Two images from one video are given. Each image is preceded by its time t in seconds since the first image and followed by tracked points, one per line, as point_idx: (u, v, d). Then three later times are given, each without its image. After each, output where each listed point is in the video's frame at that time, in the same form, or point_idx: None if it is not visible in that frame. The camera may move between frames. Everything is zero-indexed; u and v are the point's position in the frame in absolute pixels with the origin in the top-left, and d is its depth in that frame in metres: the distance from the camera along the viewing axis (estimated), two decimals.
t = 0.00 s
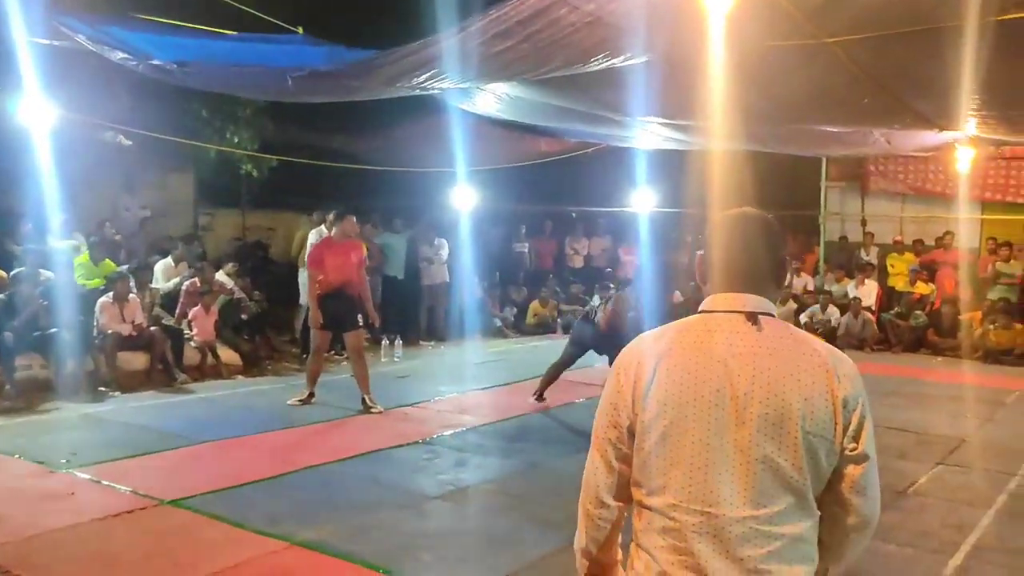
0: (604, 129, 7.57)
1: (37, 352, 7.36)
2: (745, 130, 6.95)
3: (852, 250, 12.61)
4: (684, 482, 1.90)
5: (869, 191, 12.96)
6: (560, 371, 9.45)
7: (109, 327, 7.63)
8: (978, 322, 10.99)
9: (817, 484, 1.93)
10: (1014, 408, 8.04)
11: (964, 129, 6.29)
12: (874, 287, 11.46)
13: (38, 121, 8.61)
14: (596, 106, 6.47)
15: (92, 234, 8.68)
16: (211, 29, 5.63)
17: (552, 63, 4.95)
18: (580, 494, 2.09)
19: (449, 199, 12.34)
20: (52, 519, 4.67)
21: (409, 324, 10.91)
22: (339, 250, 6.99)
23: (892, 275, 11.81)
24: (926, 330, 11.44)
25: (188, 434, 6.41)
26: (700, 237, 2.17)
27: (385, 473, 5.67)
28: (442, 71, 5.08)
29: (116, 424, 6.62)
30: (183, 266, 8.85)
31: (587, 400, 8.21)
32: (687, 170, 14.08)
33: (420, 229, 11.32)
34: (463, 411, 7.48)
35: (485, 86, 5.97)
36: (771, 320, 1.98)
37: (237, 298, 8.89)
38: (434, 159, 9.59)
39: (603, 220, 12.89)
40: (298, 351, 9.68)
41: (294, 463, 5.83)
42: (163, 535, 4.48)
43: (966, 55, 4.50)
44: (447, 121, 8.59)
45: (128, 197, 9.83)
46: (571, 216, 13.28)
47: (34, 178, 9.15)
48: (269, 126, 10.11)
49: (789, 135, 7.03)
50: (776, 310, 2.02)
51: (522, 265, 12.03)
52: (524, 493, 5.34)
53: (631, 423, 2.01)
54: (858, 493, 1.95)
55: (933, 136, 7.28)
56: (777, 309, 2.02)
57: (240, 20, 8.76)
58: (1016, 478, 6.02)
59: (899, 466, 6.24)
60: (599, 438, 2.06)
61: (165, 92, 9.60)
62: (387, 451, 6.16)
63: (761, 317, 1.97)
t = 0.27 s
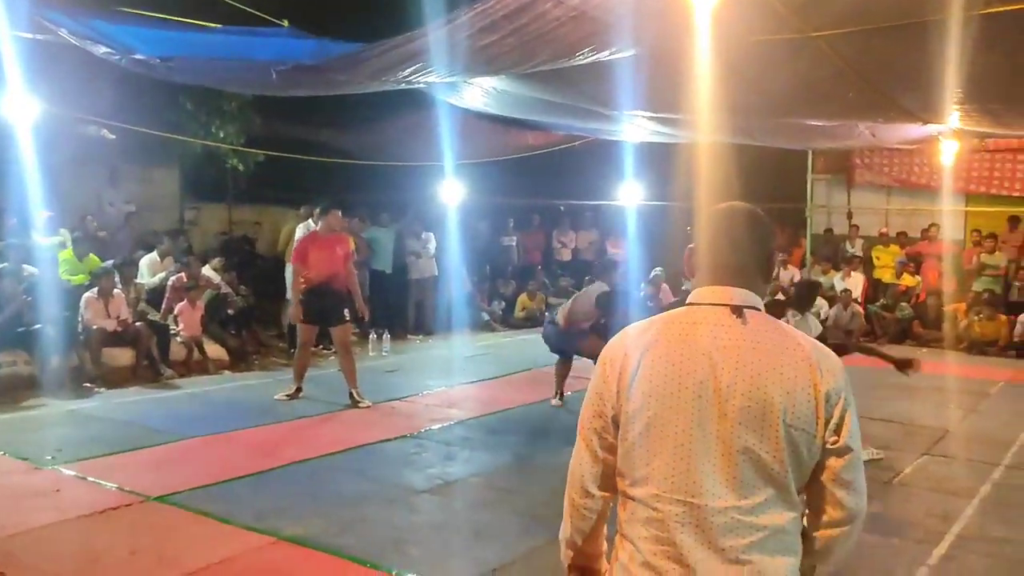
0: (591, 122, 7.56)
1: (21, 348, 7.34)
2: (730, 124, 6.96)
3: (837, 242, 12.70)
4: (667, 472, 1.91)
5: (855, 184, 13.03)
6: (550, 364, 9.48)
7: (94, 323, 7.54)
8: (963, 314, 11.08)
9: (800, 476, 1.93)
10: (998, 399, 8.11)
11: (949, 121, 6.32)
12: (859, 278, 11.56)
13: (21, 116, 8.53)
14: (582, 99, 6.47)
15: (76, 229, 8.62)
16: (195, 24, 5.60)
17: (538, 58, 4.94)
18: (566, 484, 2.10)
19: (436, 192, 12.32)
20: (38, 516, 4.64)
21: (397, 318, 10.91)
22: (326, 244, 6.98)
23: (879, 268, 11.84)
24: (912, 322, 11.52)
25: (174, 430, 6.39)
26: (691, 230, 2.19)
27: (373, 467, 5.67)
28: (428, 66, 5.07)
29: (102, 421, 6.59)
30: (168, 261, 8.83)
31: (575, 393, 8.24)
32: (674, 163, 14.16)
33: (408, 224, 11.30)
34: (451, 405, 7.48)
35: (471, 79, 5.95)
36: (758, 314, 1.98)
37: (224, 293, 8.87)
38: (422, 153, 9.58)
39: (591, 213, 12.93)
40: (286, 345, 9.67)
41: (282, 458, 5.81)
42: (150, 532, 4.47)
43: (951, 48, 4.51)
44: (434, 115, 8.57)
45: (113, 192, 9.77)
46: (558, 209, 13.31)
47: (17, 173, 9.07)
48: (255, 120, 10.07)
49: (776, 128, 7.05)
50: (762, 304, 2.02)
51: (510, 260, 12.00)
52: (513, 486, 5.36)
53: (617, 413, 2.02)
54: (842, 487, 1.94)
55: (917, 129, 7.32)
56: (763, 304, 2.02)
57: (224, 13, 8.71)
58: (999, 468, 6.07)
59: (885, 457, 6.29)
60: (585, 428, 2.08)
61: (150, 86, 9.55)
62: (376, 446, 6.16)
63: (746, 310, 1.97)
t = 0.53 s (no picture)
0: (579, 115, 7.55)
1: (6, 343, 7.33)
2: (717, 117, 6.98)
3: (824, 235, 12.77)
4: (651, 459, 1.91)
5: (842, 176, 13.10)
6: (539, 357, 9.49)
7: (80, 318, 7.57)
8: (948, 305, 11.21)
9: (782, 465, 1.93)
10: (983, 389, 8.18)
11: (933, 114, 6.36)
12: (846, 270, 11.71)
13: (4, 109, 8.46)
14: (569, 92, 6.46)
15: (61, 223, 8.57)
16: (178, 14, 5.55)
17: (525, 50, 4.92)
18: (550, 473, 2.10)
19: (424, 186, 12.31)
20: (24, 512, 4.62)
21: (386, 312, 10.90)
22: (313, 237, 6.95)
23: (866, 260, 11.92)
24: (898, 314, 11.60)
25: (161, 425, 6.36)
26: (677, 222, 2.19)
27: (362, 461, 5.66)
28: (415, 58, 5.05)
29: (89, 416, 6.55)
30: (155, 256, 8.76)
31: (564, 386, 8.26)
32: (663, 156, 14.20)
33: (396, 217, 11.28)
34: (440, 398, 7.48)
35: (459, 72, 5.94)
36: (742, 303, 1.98)
37: (211, 288, 8.84)
38: (409, 146, 9.56)
39: (579, 206, 12.96)
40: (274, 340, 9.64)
41: (271, 452, 5.80)
42: (138, 527, 4.45)
43: (936, 41, 4.55)
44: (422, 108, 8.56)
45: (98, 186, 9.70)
46: (547, 202, 13.33)
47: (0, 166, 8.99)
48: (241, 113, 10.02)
49: (762, 121, 7.07)
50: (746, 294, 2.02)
51: (500, 253, 12.09)
52: (501, 479, 5.37)
53: (601, 402, 2.03)
54: (824, 475, 1.94)
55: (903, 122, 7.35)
56: (748, 295, 2.02)
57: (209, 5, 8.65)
58: (983, 457, 6.13)
59: (871, 447, 6.33)
60: (570, 417, 2.08)
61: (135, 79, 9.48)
62: (364, 440, 6.15)
63: (730, 299, 1.97)
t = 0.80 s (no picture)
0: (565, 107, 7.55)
1: None
2: (702, 108, 7.00)
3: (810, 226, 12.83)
4: (627, 447, 1.92)
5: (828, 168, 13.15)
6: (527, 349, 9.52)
7: (65, 313, 7.47)
8: (933, 297, 11.28)
9: (755, 452, 1.95)
10: (967, 379, 8.25)
11: (918, 106, 6.39)
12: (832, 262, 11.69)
13: None
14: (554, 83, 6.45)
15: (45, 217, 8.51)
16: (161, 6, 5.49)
17: (510, 41, 4.90)
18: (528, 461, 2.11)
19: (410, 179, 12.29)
20: (10, 506, 4.61)
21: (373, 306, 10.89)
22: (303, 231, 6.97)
23: (852, 252, 11.82)
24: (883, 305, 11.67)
25: (148, 419, 6.34)
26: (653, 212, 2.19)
27: (350, 454, 5.67)
28: (401, 49, 5.03)
29: (75, 410, 6.53)
30: (140, 250, 8.71)
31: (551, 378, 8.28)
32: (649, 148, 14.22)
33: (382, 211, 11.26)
34: (428, 391, 7.49)
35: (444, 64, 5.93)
36: (717, 294, 1.98)
37: (198, 282, 8.81)
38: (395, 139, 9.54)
39: (566, 199, 12.97)
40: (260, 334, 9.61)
41: (258, 446, 5.79)
42: (125, 521, 4.44)
43: (919, 32, 4.56)
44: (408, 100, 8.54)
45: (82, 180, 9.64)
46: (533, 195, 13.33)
47: None
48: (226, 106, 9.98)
49: (747, 113, 7.09)
50: (723, 284, 2.03)
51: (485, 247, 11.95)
52: (489, 471, 5.38)
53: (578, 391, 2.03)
54: (798, 463, 1.96)
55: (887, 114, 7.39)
56: (724, 285, 2.03)
57: None
58: (967, 448, 6.18)
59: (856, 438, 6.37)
60: (548, 405, 2.09)
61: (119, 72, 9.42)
62: (352, 433, 6.15)
63: (706, 289, 1.98)
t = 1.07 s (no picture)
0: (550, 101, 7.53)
1: None
2: (687, 102, 7.00)
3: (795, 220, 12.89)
4: (546, 441, 1.93)
5: (813, 162, 13.22)
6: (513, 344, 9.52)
7: (47, 308, 7.47)
8: (917, 290, 11.24)
9: (675, 450, 1.91)
10: (949, 372, 8.30)
11: (901, 100, 6.43)
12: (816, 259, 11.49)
13: None
14: (539, 76, 6.44)
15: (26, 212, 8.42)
16: None
17: (495, 33, 4.88)
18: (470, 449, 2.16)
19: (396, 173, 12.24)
20: None
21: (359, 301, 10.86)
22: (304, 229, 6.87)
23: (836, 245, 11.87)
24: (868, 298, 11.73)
25: (131, 416, 6.30)
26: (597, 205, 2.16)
27: (333, 449, 5.64)
28: (385, 40, 4.99)
29: (57, 407, 6.47)
30: (123, 245, 8.66)
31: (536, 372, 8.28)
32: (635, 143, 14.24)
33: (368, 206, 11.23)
34: (413, 386, 7.47)
35: (428, 57, 5.90)
36: (639, 290, 1.94)
37: (181, 277, 8.75)
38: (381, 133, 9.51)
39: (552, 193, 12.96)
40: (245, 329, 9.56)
41: (241, 441, 5.76)
42: (107, 517, 4.41)
43: (903, 27, 4.58)
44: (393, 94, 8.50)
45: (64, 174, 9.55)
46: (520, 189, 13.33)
47: None
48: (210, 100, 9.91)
49: (731, 107, 7.11)
50: (651, 280, 1.98)
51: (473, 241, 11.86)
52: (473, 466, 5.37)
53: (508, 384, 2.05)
54: (718, 461, 1.91)
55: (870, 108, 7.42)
56: (654, 283, 1.97)
57: None
58: (949, 439, 6.22)
59: (839, 430, 6.41)
60: (483, 396, 2.12)
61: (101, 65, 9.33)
62: (336, 428, 6.12)
63: (628, 287, 1.95)
